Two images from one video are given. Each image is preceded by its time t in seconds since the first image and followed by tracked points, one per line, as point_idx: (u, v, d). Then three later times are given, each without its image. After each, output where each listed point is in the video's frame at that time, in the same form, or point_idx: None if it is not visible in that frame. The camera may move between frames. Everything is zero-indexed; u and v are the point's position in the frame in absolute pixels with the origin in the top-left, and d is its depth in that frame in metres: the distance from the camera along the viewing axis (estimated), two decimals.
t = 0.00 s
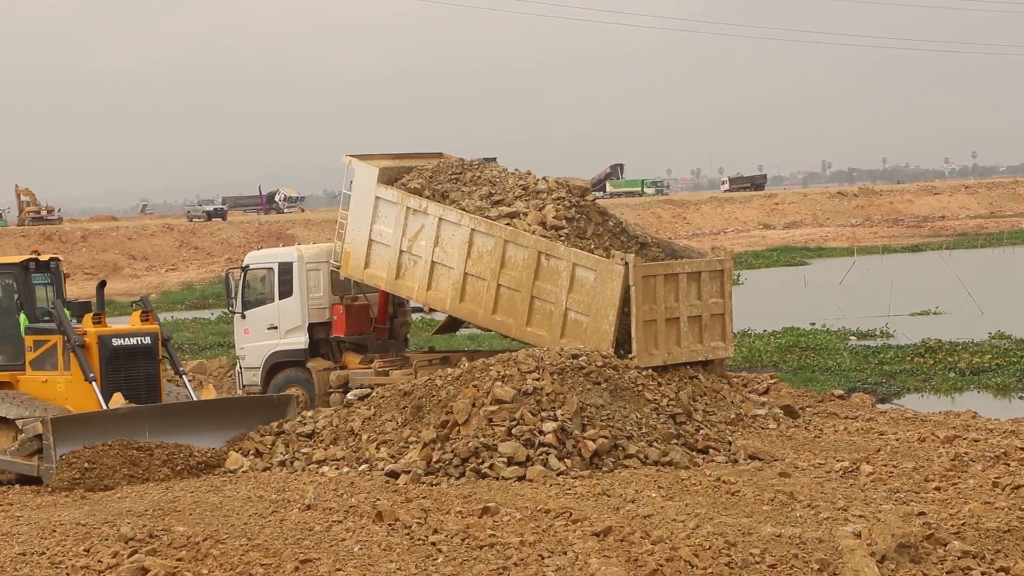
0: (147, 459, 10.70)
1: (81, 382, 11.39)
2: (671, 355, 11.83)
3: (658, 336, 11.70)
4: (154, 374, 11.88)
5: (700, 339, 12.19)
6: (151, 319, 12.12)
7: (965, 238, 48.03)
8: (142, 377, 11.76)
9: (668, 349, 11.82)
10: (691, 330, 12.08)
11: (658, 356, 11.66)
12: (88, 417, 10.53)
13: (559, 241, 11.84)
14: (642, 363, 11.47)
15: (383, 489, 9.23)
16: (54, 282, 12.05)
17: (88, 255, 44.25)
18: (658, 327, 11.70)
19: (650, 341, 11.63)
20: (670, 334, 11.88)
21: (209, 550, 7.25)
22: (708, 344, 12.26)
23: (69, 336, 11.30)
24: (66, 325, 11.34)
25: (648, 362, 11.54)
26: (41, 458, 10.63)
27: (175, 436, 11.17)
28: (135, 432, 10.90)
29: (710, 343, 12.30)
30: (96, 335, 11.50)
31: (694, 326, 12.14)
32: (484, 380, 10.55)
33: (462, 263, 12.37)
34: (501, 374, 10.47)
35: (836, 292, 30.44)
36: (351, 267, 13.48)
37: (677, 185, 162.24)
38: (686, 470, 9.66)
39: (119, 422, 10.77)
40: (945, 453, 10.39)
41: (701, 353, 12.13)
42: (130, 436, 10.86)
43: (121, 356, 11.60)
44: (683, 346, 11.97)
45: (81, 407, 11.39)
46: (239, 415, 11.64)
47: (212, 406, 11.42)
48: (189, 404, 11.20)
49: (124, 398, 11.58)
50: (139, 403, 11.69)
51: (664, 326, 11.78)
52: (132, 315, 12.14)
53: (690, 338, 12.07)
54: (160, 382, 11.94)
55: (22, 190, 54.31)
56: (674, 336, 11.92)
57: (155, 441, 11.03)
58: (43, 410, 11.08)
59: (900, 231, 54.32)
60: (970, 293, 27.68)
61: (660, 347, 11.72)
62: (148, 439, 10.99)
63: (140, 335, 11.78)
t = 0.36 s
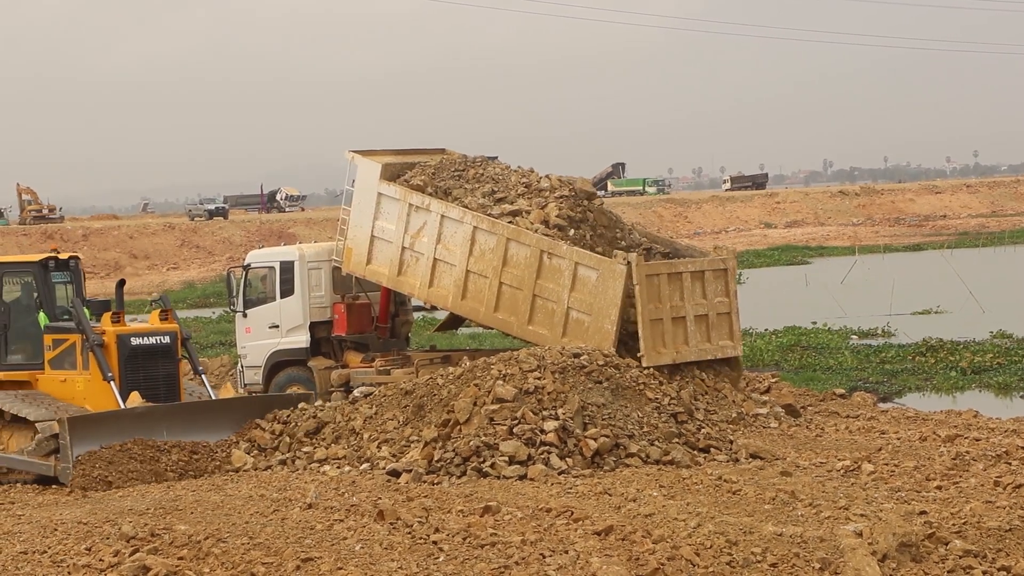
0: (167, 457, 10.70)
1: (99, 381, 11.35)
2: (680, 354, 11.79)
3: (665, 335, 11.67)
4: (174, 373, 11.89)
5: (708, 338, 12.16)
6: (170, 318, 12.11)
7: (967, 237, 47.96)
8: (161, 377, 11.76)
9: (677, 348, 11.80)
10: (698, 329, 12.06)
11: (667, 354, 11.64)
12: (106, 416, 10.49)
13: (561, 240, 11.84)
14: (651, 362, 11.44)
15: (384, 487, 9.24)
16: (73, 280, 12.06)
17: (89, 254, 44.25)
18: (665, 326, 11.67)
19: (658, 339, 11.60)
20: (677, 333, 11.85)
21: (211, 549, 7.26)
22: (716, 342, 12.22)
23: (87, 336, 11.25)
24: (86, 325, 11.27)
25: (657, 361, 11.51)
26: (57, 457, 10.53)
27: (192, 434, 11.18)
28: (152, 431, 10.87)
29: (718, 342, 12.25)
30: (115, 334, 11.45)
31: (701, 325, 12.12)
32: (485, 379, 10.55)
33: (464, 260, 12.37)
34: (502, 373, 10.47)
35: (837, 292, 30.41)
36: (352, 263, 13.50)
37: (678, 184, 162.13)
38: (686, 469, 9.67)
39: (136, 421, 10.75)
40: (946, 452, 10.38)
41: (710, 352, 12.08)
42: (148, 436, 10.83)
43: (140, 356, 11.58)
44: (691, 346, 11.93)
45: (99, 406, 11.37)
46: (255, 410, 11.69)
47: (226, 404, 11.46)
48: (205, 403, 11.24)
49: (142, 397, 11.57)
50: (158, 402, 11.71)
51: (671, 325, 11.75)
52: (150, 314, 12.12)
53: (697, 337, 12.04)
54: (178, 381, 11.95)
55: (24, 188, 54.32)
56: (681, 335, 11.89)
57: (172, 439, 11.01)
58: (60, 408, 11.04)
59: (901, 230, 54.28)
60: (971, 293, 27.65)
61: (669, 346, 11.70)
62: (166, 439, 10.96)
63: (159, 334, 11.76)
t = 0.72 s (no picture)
0: (179, 455, 10.70)
1: (116, 380, 11.30)
2: (694, 350, 11.79)
3: (676, 332, 11.67)
4: (192, 371, 11.86)
5: (720, 334, 12.17)
6: (188, 316, 12.10)
7: (968, 235, 47.90)
8: (179, 374, 11.74)
9: (689, 344, 11.79)
10: (709, 325, 12.06)
11: (680, 350, 11.63)
12: (122, 415, 10.49)
13: (564, 238, 11.84)
14: (665, 359, 11.43)
15: (386, 486, 9.24)
16: (91, 278, 12.00)
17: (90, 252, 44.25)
18: (675, 322, 11.67)
19: (670, 336, 11.60)
20: (688, 329, 11.87)
21: (212, 547, 7.26)
22: (728, 339, 12.25)
23: (104, 333, 11.26)
24: (102, 323, 11.28)
25: (672, 357, 11.50)
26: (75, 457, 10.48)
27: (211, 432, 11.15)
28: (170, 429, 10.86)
29: (731, 338, 12.28)
30: (132, 332, 11.43)
31: (711, 321, 12.12)
32: (486, 377, 10.57)
33: (466, 257, 12.37)
34: (502, 372, 10.48)
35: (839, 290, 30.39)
36: (354, 259, 13.51)
37: (680, 183, 162.04)
38: (688, 467, 9.67)
39: (153, 419, 10.74)
40: (947, 450, 10.38)
41: (723, 347, 12.09)
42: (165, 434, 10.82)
43: (157, 353, 11.56)
44: (704, 341, 11.93)
45: (116, 405, 11.33)
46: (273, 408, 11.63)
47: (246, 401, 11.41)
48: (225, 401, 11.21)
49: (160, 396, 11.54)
50: (176, 400, 11.68)
51: (681, 321, 11.75)
52: (168, 313, 12.10)
53: (709, 333, 12.05)
54: (196, 378, 11.93)
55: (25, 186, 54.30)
56: (693, 331, 11.90)
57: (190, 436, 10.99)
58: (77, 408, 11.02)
59: (903, 229, 54.24)
60: (972, 291, 27.63)
61: (681, 342, 11.69)
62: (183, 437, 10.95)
63: (177, 332, 11.73)
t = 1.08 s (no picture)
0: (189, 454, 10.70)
1: (136, 379, 11.29)
2: (695, 350, 11.77)
3: (677, 331, 11.67)
4: (211, 369, 11.89)
5: (722, 334, 12.16)
6: (207, 314, 12.12)
7: (970, 233, 47.87)
8: (199, 373, 11.76)
9: (691, 344, 11.78)
10: (711, 325, 12.05)
11: (681, 350, 11.62)
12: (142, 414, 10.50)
13: (567, 236, 11.83)
14: (666, 358, 11.43)
15: (388, 484, 9.24)
16: (108, 276, 11.99)
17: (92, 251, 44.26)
18: (677, 322, 11.66)
19: (671, 336, 11.60)
20: (690, 329, 11.87)
21: (214, 546, 7.27)
22: (730, 339, 12.23)
23: (124, 332, 11.20)
24: (121, 322, 11.21)
25: (672, 357, 11.50)
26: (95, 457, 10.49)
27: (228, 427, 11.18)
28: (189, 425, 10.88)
29: (732, 338, 12.26)
30: (150, 331, 11.38)
31: (713, 321, 12.11)
32: (488, 375, 10.57)
33: (469, 254, 12.37)
34: (505, 370, 10.48)
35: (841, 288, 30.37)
36: (357, 254, 13.52)
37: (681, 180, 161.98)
38: (690, 466, 9.67)
39: (173, 418, 10.76)
40: (949, 448, 10.37)
41: (724, 347, 12.07)
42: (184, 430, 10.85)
43: (177, 352, 11.56)
44: (705, 341, 11.92)
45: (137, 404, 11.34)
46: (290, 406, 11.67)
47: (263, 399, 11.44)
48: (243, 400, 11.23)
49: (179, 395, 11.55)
50: (196, 399, 11.71)
51: (683, 321, 11.75)
52: (188, 311, 12.13)
53: (711, 333, 12.03)
54: (217, 376, 11.95)
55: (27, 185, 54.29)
56: (694, 331, 11.90)
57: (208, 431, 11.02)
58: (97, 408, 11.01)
59: (904, 227, 54.21)
60: (975, 289, 27.62)
61: (683, 342, 11.68)
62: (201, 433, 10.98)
63: (197, 330, 11.74)
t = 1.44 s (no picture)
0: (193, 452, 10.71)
1: (155, 378, 11.30)
2: (697, 350, 11.76)
3: (680, 331, 11.66)
4: (230, 368, 11.85)
5: (724, 333, 12.15)
6: (224, 312, 12.06)
7: (972, 232, 47.85)
8: (218, 372, 11.71)
9: (693, 343, 11.78)
10: (713, 324, 12.04)
11: (683, 349, 11.62)
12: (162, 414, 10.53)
13: (570, 235, 11.83)
14: (668, 358, 11.42)
15: (390, 483, 9.24)
16: (126, 275, 11.87)
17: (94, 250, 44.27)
18: (679, 322, 11.66)
19: (673, 336, 11.59)
20: (692, 329, 11.86)
21: (216, 544, 7.27)
22: (732, 338, 12.21)
23: (142, 331, 11.22)
24: (139, 321, 11.23)
25: (673, 357, 11.49)
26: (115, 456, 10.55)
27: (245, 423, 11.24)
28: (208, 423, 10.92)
29: (735, 338, 12.24)
30: (169, 330, 11.38)
31: (715, 321, 12.10)
32: (490, 374, 10.57)
33: (471, 251, 12.37)
34: (507, 368, 10.48)
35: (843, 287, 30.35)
36: (360, 250, 13.54)
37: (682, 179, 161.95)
38: (692, 464, 9.67)
39: (192, 417, 10.79)
40: (951, 447, 10.36)
41: (727, 346, 12.07)
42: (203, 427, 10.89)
43: (195, 351, 11.52)
44: (707, 341, 11.91)
45: (156, 404, 11.33)
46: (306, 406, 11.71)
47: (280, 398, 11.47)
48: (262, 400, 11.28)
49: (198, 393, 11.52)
50: (215, 398, 11.67)
51: (685, 320, 11.74)
52: (206, 309, 12.09)
53: (713, 333, 12.03)
54: (235, 375, 11.91)
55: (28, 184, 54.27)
56: (696, 330, 11.89)
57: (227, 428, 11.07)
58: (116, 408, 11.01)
59: (906, 226, 54.18)
60: (976, 288, 27.60)
61: (685, 342, 11.68)
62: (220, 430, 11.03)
63: (216, 329, 11.69)
